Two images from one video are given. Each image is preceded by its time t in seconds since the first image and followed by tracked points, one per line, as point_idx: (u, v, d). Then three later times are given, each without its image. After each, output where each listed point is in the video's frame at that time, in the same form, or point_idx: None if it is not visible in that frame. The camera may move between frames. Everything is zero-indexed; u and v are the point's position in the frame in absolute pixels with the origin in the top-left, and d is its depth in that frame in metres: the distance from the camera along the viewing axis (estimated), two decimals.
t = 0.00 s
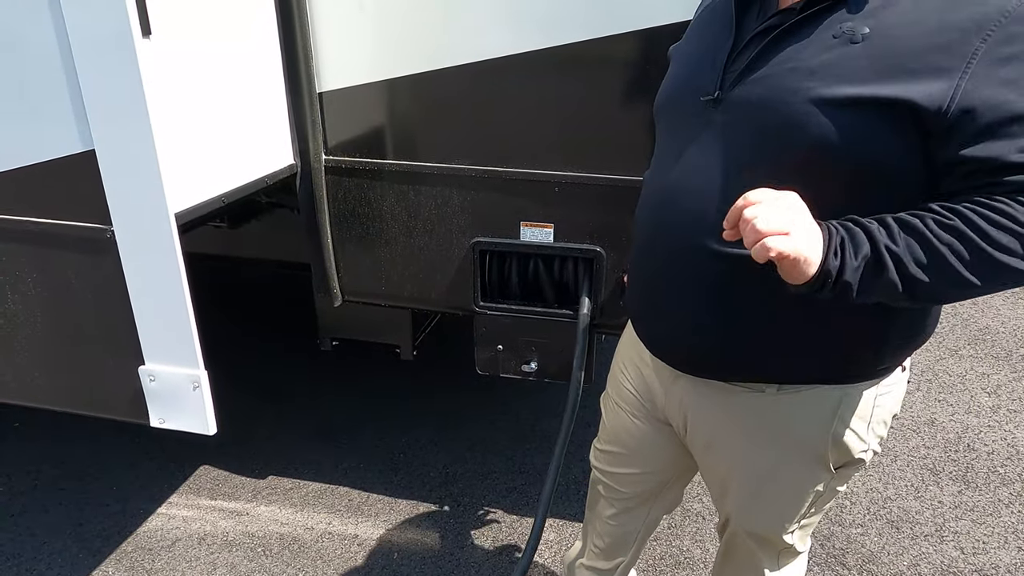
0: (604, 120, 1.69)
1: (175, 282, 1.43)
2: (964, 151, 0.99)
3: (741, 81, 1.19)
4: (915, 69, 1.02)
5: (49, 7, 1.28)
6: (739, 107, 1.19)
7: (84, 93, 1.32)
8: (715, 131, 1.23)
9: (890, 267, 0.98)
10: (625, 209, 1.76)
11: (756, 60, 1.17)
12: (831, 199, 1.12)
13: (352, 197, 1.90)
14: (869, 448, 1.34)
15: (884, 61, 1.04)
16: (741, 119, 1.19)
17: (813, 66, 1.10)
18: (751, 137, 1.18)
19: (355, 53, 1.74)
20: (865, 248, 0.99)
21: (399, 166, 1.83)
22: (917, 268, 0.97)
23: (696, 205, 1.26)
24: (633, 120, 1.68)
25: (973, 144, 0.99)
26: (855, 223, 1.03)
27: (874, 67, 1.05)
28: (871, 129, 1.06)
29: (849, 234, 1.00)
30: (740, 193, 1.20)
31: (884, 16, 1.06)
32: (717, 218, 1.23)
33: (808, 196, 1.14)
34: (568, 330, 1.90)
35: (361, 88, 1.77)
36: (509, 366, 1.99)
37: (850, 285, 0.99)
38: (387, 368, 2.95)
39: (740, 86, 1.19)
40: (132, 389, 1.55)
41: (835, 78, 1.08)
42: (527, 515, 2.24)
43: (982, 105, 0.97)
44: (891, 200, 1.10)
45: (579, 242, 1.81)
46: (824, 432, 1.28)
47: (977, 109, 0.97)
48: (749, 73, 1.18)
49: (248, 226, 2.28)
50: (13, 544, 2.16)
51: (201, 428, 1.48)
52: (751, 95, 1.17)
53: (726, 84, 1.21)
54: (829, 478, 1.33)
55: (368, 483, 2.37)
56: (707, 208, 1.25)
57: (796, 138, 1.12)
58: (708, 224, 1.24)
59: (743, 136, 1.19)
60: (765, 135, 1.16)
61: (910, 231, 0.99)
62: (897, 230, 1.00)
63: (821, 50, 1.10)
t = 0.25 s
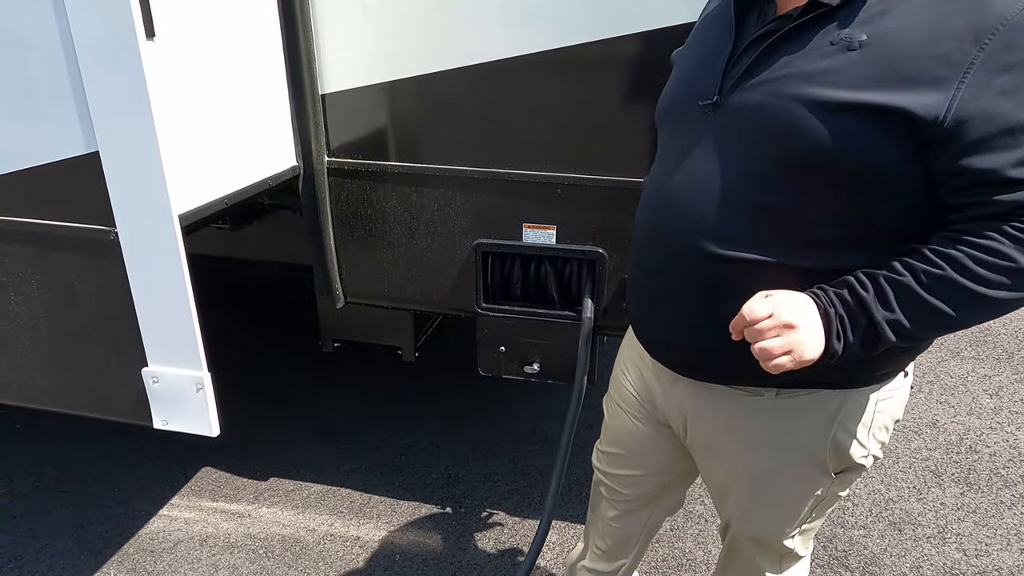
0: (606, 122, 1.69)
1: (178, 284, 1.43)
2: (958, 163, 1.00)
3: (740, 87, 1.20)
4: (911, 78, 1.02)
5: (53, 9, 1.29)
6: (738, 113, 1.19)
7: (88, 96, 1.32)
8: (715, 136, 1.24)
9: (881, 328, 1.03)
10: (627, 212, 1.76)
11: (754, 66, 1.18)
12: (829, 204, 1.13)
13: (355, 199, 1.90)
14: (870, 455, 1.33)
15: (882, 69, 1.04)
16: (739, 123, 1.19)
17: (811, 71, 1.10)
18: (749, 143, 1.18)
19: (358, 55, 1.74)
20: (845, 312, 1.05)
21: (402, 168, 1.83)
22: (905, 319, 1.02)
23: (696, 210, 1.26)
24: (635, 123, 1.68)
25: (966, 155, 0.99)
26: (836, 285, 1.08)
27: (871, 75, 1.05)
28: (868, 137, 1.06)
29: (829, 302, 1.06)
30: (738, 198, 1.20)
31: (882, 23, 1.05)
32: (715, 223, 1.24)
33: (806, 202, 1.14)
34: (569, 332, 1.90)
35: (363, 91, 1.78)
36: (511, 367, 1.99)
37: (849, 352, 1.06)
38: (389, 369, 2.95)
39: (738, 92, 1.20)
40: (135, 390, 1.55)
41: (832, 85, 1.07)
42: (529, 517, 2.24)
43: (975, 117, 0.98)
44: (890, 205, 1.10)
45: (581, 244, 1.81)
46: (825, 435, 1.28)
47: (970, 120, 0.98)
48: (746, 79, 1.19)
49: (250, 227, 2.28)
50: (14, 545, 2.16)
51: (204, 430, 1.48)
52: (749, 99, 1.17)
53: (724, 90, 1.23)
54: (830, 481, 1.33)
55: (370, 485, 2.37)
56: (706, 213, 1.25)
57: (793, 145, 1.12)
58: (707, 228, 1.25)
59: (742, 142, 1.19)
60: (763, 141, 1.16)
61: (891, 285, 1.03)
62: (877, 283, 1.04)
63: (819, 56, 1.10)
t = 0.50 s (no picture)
0: (605, 121, 1.69)
1: (177, 283, 1.43)
2: (953, 158, 1.00)
3: (735, 87, 1.20)
4: (906, 75, 1.02)
5: (52, 7, 1.28)
6: (734, 112, 1.19)
7: (87, 94, 1.32)
8: (711, 135, 1.24)
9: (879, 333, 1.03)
10: (626, 211, 1.76)
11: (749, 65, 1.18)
12: (825, 203, 1.13)
13: (355, 198, 1.90)
14: (870, 454, 1.33)
15: (875, 66, 1.04)
16: (735, 123, 1.19)
17: (805, 71, 1.10)
18: (744, 142, 1.18)
19: (357, 54, 1.74)
20: (841, 318, 1.05)
21: (401, 167, 1.83)
22: (902, 322, 1.02)
23: (693, 210, 1.26)
24: (635, 122, 1.68)
25: (962, 150, 0.99)
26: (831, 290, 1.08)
27: (865, 72, 1.05)
28: (863, 135, 1.06)
29: (824, 309, 1.06)
30: (734, 198, 1.20)
31: (875, 21, 1.05)
32: (711, 223, 1.24)
33: (802, 201, 1.14)
34: (569, 331, 1.90)
35: (362, 90, 1.78)
36: (511, 367, 1.99)
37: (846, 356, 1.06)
38: (388, 369, 2.94)
39: (734, 91, 1.20)
40: (135, 390, 1.55)
41: (826, 84, 1.08)
42: (529, 516, 2.24)
43: (970, 112, 0.97)
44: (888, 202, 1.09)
45: (581, 243, 1.81)
46: (825, 435, 1.28)
47: (965, 115, 0.98)
48: (742, 78, 1.19)
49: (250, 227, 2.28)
50: (14, 545, 2.15)
51: (205, 430, 1.48)
52: (744, 99, 1.17)
53: (720, 90, 1.23)
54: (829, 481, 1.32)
55: (370, 484, 2.37)
56: (702, 212, 1.25)
57: (788, 144, 1.12)
58: (704, 228, 1.25)
59: (737, 141, 1.19)
60: (758, 140, 1.16)
61: (886, 288, 1.03)
62: (873, 287, 1.04)
63: (813, 55, 1.10)
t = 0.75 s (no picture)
0: (605, 120, 1.69)
1: (178, 282, 1.43)
2: (951, 159, 1.00)
3: (734, 90, 1.20)
4: (904, 76, 1.02)
5: (53, 5, 1.28)
6: (732, 113, 1.19)
7: (89, 93, 1.32)
8: (710, 137, 1.24)
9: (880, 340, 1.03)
10: (627, 210, 1.76)
11: (747, 66, 1.18)
12: (823, 204, 1.13)
13: (356, 198, 1.90)
14: (870, 454, 1.33)
15: (873, 67, 1.04)
16: (734, 125, 1.19)
17: (803, 73, 1.10)
18: (743, 144, 1.18)
19: (358, 53, 1.74)
20: (845, 332, 1.04)
21: (401, 166, 1.83)
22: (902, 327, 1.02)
23: (692, 211, 1.26)
24: (635, 121, 1.68)
25: (960, 152, 0.99)
26: (834, 299, 1.06)
27: (863, 74, 1.05)
28: (860, 136, 1.06)
29: (829, 326, 1.04)
30: (733, 199, 1.20)
31: (873, 22, 1.05)
32: (709, 224, 1.24)
33: (801, 202, 1.14)
34: (570, 331, 1.90)
35: (361, 89, 1.78)
36: (512, 366, 1.99)
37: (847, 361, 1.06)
38: (388, 368, 2.94)
39: (732, 92, 1.20)
40: (137, 389, 1.55)
41: (824, 85, 1.08)
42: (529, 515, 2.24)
43: (968, 113, 0.97)
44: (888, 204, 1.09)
45: (582, 242, 1.81)
46: (825, 435, 1.28)
47: (963, 116, 0.98)
48: (740, 79, 1.19)
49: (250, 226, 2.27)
50: (15, 544, 2.15)
51: (206, 428, 1.48)
52: (743, 101, 1.17)
53: (719, 91, 1.23)
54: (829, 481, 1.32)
55: (370, 484, 2.37)
56: (701, 213, 1.25)
57: (786, 145, 1.12)
58: (703, 229, 1.25)
59: (736, 142, 1.19)
60: (757, 142, 1.16)
61: (888, 296, 1.02)
62: (877, 299, 1.02)
63: (812, 56, 1.10)
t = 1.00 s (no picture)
0: (607, 124, 1.70)
1: (181, 286, 1.43)
2: (957, 161, 1.00)
3: (735, 95, 1.20)
4: (908, 80, 1.02)
5: (57, 10, 1.29)
6: (734, 118, 1.20)
7: (92, 97, 1.33)
8: (711, 140, 1.24)
9: (889, 294, 1.00)
10: (629, 213, 1.76)
11: (750, 70, 1.19)
12: (825, 208, 1.13)
13: (358, 201, 1.90)
14: (869, 457, 1.33)
15: (877, 72, 1.04)
16: (736, 129, 1.19)
17: (806, 78, 1.11)
18: (745, 147, 1.18)
19: (361, 56, 1.74)
20: (856, 279, 1.01)
21: (403, 169, 1.84)
22: (915, 289, 1.00)
23: (694, 215, 1.26)
24: (637, 124, 1.68)
25: (969, 153, 0.98)
26: (850, 248, 1.04)
27: (866, 78, 1.05)
28: (863, 140, 1.06)
29: (840, 265, 1.01)
30: (734, 203, 1.21)
31: (876, 27, 1.06)
32: (711, 228, 1.24)
33: (803, 207, 1.14)
34: (571, 334, 1.90)
35: (364, 92, 1.78)
36: (513, 369, 1.99)
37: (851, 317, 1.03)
38: (389, 371, 2.95)
39: (734, 96, 1.20)
40: (138, 392, 1.55)
41: (827, 90, 1.08)
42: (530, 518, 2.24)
43: (973, 117, 0.98)
44: (890, 207, 1.09)
45: (584, 245, 1.81)
46: (825, 438, 1.28)
47: (969, 119, 0.98)
48: (743, 84, 1.20)
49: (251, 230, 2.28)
50: (17, 547, 2.16)
51: (207, 432, 1.48)
52: (745, 106, 1.18)
53: (721, 95, 1.23)
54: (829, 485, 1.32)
55: (371, 486, 2.37)
56: (702, 217, 1.25)
57: (788, 149, 1.12)
58: (704, 232, 1.25)
59: (737, 146, 1.19)
60: (758, 145, 1.16)
61: (906, 252, 1.00)
62: (893, 250, 1.01)
63: (815, 62, 1.11)
